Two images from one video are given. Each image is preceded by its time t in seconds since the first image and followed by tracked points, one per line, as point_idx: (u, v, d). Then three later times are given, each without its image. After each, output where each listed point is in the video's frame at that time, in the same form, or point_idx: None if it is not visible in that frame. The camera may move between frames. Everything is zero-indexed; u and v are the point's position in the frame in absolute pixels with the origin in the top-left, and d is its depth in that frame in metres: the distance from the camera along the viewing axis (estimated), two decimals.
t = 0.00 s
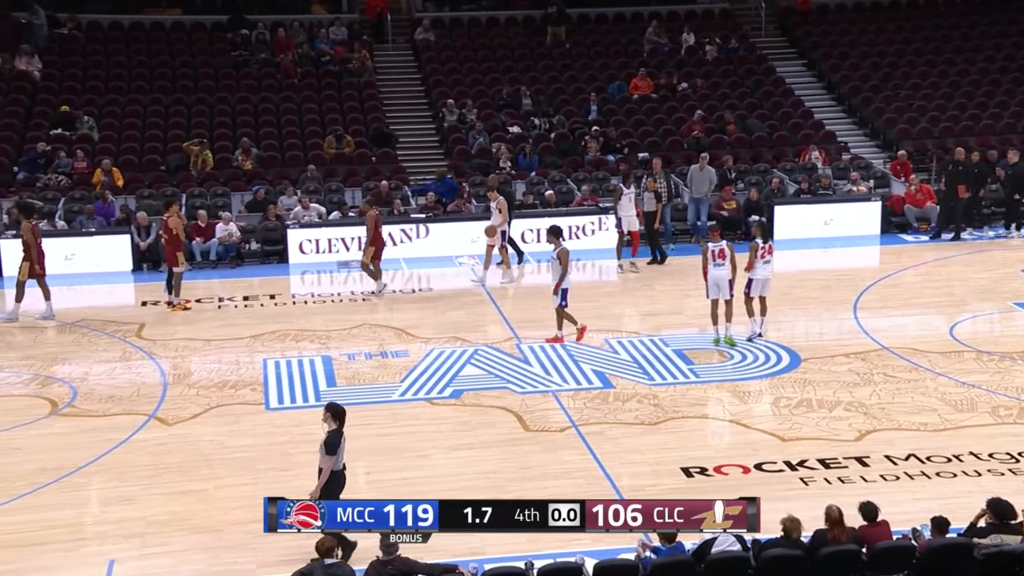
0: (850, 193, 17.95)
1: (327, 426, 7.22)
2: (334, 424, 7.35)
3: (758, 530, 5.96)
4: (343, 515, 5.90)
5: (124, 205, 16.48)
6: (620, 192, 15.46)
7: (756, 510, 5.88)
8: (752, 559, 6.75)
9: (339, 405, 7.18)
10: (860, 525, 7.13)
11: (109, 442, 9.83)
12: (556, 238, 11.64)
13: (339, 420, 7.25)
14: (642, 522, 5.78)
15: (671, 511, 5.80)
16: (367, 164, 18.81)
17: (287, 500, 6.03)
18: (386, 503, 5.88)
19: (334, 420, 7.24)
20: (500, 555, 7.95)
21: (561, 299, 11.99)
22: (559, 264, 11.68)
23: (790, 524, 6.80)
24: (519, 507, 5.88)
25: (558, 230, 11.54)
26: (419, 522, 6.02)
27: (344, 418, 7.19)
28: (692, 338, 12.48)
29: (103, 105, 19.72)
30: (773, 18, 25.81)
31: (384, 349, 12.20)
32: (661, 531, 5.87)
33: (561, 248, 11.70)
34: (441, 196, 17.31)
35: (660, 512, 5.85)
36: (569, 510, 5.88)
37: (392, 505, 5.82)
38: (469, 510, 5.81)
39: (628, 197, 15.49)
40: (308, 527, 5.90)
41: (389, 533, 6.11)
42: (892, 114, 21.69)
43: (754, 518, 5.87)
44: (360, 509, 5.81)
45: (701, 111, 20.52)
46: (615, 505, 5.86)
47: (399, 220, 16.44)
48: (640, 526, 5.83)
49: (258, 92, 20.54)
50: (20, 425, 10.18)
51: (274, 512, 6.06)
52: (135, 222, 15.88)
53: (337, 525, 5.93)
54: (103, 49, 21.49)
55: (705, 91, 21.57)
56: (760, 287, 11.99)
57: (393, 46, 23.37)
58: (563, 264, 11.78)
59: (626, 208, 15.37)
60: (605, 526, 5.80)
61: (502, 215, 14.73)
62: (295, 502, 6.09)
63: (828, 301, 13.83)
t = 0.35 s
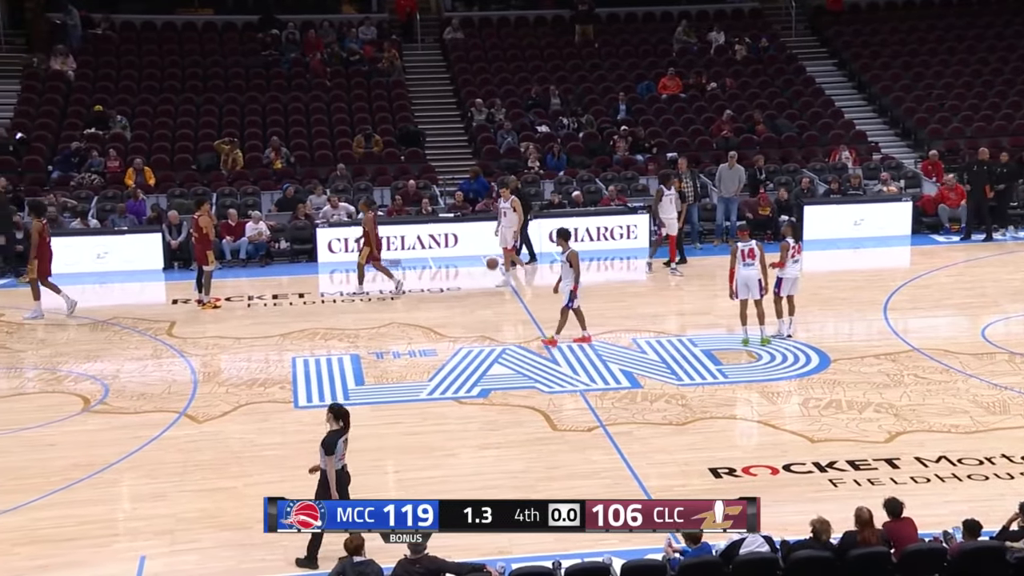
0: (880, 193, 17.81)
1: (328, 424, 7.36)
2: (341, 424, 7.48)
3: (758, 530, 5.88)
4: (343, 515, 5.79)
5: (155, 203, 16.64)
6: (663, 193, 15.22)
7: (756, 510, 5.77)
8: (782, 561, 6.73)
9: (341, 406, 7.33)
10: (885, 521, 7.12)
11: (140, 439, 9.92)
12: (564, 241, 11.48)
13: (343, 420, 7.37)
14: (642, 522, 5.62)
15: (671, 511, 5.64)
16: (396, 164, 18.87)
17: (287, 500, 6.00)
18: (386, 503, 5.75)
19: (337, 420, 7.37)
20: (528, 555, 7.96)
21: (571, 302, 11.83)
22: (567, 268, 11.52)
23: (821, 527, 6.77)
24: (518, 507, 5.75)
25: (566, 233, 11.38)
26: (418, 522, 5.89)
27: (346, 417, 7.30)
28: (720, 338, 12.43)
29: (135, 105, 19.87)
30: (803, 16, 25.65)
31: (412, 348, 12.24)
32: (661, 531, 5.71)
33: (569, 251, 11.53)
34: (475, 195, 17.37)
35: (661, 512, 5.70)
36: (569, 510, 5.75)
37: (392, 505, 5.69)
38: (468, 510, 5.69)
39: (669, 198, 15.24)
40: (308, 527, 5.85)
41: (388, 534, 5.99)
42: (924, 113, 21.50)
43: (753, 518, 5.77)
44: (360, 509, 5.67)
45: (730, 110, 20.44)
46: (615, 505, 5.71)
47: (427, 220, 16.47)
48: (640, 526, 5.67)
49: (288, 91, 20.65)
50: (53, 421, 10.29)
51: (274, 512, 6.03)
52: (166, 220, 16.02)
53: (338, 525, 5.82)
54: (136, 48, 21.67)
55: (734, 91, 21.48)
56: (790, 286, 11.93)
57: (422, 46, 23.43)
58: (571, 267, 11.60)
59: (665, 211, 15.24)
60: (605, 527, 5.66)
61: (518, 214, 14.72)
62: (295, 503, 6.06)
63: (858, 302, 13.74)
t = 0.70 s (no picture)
0: (911, 193, 17.70)
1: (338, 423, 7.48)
2: (356, 428, 7.51)
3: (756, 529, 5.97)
4: (343, 515, 5.99)
5: (186, 201, 16.78)
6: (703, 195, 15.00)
7: (756, 510, 5.86)
8: (811, 562, 6.71)
9: (344, 406, 7.39)
10: (920, 525, 7.06)
11: (170, 436, 9.99)
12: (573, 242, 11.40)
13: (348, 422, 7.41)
14: (642, 522, 5.81)
15: (671, 511, 5.81)
16: (425, 163, 18.91)
17: (287, 500, 6.12)
18: (386, 503, 5.96)
19: (345, 420, 7.45)
20: (555, 554, 7.97)
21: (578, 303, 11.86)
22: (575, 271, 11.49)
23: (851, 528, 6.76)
24: (519, 507, 5.93)
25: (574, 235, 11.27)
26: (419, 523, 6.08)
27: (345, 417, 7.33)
28: (748, 338, 12.39)
29: (166, 103, 20.00)
30: (833, 15, 25.50)
31: (440, 347, 12.27)
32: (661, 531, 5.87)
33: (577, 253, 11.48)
34: (503, 194, 17.29)
35: (661, 513, 5.88)
36: (569, 510, 5.92)
37: (392, 505, 5.89)
38: (468, 511, 5.86)
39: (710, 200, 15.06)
40: (308, 527, 5.99)
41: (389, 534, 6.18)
42: (956, 112, 21.33)
43: (753, 518, 5.87)
44: (359, 510, 5.89)
45: (759, 109, 20.36)
46: (615, 505, 5.89)
47: (455, 219, 16.50)
48: (639, 526, 5.85)
49: (317, 90, 20.74)
50: (85, 418, 10.38)
51: (275, 512, 6.13)
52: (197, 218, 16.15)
53: (338, 525, 6.02)
54: (168, 48, 21.81)
55: (763, 90, 21.39)
56: (817, 286, 11.80)
57: (451, 45, 23.47)
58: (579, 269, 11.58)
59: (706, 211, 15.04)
60: (605, 527, 5.84)
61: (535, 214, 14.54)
62: (296, 502, 6.17)
63: (887, 302, 13.65)
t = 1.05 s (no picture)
0: (935, 192, 17.58)
1: (355, 422, 7.54)
2: (373, 428, 7.50)
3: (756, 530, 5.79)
4: (343, 515, 5.67)
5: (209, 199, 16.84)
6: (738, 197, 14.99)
7: (757, 510, 5.67)
8: (834, 562, 6.68)
9: (361, 405, 7.40)
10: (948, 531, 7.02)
11: (192, 433, 10.03)
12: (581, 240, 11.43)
13: (361, 420, 7.43)
14: (642, 522, 5.54)
15: (671, 510, 5.54)
16: (446, 161, 18.92)
17: (287, 500, 5.88)
18: (386, 502, 5.65)
19: (361, 419, 7.48)
20: (576, 554, 7.96)
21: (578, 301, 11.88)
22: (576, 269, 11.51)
23: (872, 528, 6.73)
24: (519, 506, 5.67)
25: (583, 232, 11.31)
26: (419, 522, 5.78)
27: (355, 414, 7.36)
28: (770, 338, 12.33)
29: (190, 102, 20.06)
30: (857, 12, 25.36)
31: (461, 346, 12.26)
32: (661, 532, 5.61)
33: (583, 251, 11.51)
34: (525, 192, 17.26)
35: (661, 512, 5.60)
36: (569, 510, 5.66)
37: (392, 505, 5.58)
38: (468, 510, 5.58)
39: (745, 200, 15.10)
40: (308, 527, 5.73)
41: (388, 534, 5.87)
42: (982, 111, 21.17)
43: (754, 518, 5.67)
44: (359, 509, 5.57)
45: (783, 108, 20.28)
46: (615, 504, 5.62)
47: (477, 218, 16.50)
48: (640, 527, 5.59)
49: (339, 88, 20.79)
50: (108, 415, 10.42)
51: (274, 512, 5.93)
52: (219, 216, 16.21)
53: (337, 526, 5.71)
54: (191, 46, 21.89)
55: (787, 88, 21.32)
56: (837, 285, 11.74)
57: (473, 43, 23.48)
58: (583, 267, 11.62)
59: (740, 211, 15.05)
60: (604, 527, 5.57)
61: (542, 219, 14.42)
62: (296, 502, 5.94)
63: (911, 302, 13.56)
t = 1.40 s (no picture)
0: (954, 189, 17.46)
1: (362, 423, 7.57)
2: (378, 428, 7.50)
3: (758, 529, 5.62)
4: (342, 515, 5.58)
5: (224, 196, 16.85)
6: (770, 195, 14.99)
7: (757, 510, 5.51)
8: (850, 562, 6.63)
9: (368, 403, 7.42)
10: (960, 524, 6.97)
11: (208, 430, 10.04)
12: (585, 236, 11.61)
13: (365, 418, 7.44)
14: (642, 522, 5.44)
15: (671, 511, 5.43)
16: (462, 159, 18.91)
17: (287, 500, 5.77)
18: (387, 502, 5.56)
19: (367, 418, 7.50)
20: (591, 553, 7.93)
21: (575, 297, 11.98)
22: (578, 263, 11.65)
23: (888, 528, 6.68)
24: (518, 506, 5.54)
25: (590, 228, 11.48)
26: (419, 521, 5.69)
27: (359, 411, 7.39)
28: (787, 337, 12.27)
29: (205, 99, 20.08)
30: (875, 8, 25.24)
31: (476, 344, 12.24)
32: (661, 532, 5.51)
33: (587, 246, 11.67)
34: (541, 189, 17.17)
35: (662, 512, 5.50)
36: (569, 509, 5.54)
37: (392, 505, 5.49)
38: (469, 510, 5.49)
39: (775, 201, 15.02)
40: (307, 528, 5.63)
41: (389, 533, 5.78)
42: (1001, 108, 21.01)
43: (754, 518, 5.51)
44: (358, 510, 5.48)
45: (799, 105, 20.19)
46: (615, 504, 5.51)
47: (492, 215, 16.48)
48: (640, 527, 5.48)
49: (354, 85, 20.80)
50: (124, 411, 10.45)
51: (274, 512, 5.81)
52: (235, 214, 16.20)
53: (338, 525, 5.62)
54: (207, 44, 21.93)
55: (804, 86, 21.23)
56: (853, 285, 11.69)
57: (489, 40, 23.45)
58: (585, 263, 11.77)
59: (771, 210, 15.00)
60: (604, 527, 5.47)
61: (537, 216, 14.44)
62: (296, 501, 5.83)
63: (928, 301, 13.48)
